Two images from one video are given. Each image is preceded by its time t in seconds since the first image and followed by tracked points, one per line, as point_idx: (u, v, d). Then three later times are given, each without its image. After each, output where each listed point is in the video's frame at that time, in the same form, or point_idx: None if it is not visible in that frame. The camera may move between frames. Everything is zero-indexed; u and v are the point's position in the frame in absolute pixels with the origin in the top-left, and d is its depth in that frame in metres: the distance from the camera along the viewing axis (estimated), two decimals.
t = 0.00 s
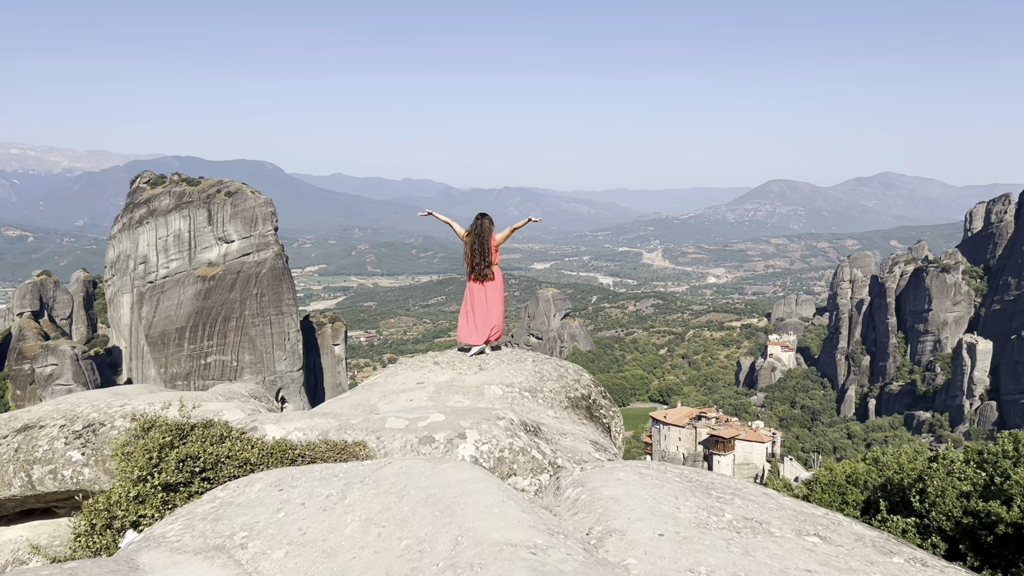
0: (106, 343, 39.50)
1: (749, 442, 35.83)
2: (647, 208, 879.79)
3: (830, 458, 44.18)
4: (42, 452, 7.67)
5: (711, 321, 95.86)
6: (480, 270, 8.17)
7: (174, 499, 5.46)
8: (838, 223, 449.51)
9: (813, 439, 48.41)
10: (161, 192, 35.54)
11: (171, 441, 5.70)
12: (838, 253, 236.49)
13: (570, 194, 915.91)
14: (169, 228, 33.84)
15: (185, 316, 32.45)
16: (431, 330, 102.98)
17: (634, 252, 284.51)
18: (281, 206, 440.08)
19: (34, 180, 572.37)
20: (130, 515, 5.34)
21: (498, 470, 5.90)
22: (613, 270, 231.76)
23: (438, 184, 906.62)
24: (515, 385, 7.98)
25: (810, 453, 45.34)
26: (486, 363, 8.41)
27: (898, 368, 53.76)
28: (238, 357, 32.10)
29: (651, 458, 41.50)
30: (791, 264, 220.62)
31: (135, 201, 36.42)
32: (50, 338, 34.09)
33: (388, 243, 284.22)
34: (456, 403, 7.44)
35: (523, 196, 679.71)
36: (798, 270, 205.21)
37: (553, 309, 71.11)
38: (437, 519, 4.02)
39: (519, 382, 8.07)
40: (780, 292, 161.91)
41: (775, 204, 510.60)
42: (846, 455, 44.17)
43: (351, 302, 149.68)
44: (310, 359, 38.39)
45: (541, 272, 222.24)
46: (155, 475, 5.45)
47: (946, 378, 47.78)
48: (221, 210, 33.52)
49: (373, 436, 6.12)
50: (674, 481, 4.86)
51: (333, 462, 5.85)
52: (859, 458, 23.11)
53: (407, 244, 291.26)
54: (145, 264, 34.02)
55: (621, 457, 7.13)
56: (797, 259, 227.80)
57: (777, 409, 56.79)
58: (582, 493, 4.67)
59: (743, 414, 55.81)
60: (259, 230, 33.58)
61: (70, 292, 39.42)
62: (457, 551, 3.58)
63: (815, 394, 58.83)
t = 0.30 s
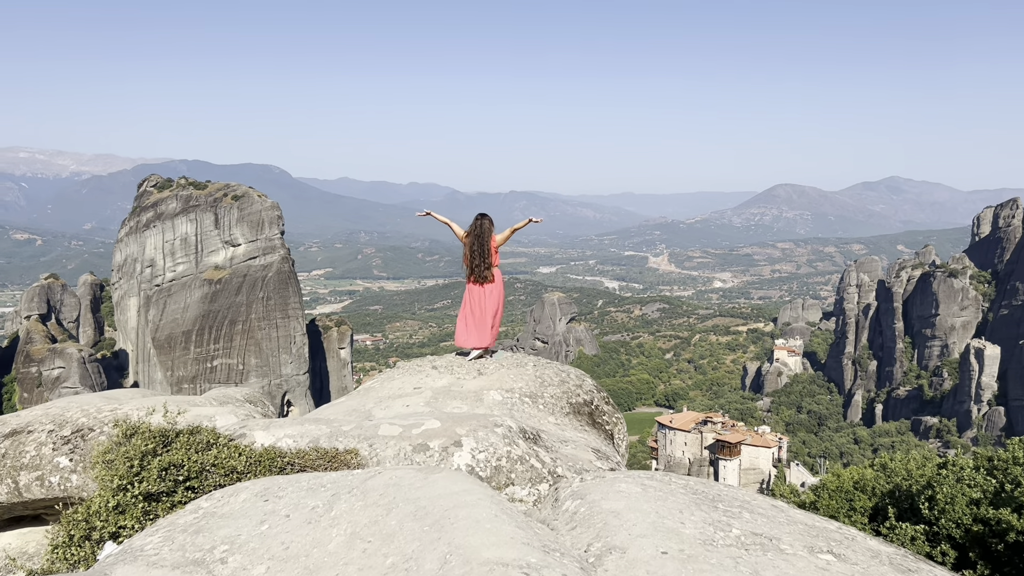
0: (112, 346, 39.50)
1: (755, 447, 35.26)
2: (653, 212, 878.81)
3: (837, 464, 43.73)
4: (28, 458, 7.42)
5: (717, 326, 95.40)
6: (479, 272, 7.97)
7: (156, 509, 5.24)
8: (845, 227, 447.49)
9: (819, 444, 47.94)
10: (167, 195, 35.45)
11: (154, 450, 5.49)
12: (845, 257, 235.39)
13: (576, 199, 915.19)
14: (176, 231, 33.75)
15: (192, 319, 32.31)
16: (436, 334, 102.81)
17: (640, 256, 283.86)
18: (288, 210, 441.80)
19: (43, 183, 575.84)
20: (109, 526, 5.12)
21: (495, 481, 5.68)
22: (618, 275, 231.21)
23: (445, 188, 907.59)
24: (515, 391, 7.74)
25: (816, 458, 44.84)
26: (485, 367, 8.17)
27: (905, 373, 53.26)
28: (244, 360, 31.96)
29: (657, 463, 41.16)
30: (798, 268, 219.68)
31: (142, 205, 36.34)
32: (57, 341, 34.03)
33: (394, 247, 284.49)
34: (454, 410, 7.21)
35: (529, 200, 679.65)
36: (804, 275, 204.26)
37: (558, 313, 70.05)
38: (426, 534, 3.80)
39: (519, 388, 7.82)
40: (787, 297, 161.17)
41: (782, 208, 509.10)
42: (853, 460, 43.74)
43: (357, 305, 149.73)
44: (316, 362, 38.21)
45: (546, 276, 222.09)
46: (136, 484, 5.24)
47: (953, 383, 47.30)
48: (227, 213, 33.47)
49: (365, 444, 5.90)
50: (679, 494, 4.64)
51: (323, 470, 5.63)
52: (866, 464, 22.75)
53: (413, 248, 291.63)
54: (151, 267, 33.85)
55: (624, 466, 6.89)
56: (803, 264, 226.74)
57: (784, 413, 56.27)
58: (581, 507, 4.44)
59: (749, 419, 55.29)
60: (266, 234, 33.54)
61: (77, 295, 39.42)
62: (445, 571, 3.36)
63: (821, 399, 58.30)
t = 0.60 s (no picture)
0: (122, 350, 39.55)
1: (765, 453, 34.85)
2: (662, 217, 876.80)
3: (848, 471, 43.10)
4: (17, 467, 7.20)
5: (727, 331, 94.69)
6: (481, 277, 7.76)
7: (137, 525, 4.99)
8: (856, 233, 444.34)
9: (829, 451, 47.31)
10: (177, 200, 35.45)
11: (137, 463, 5.28)
12: (856, 262, 233.55)
13: (585, 204, 914.77)
14: (186, 236, 33.76)
15: (202, 324, 32.26)
16: (444, 339, 102.60)
17: (649, 261, 283.01)
18: (297, 214, 443.93)
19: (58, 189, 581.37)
20: (88, 542, 4.90)
21: (493, 496, 5.42)
22: (627, 280, 230.38)
23: (454, 193, 909.60)
24: (518, 400, 7.47)
25: (827, 465, 44.18)
26: (487, 376, 7.91)
27: (916, 380, 52.60)
28: (253, 364, 31.89)
29: (666, 469, 40.65)
30: (808, 274, 218.32)
31: (153, 210, 36.36)
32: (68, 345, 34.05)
33: (403, 251, 284.88)
34: (454, 419, 6.96)
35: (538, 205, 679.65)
36: (815, 280, 202.84)
37: (567, 319, 69.68)
38: (416, 562, 3.53)
39: (523, 397, 7.55)
40: (798, 302, 160.13)
41: (792, 214, 506.66)
42: (864, 467, 43.11)
43: (366, 310, 149.86)
44: (325, 367, 38.07)
45: (556, 281, 221.73)
46: (118, 500, 5.03)
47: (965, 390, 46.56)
48: (237, 218, 33.44)
49: (359, 456, 5.65)
50: (687, 513, 4.40)
51: (315, 484, 5.40)
52: (878, 472, 22.23)
53: (423, 252, 291.80)
54: (161, 272, 33.85)
55: (631, 479, 6.62)
56: (814, 270, 225.12)
57: (793, 420, 55.60)
58: (582, 526, 4.20)
59: (759, 425, 54.67)
60: (275, 238, 33.49)
61: (88, 299, 39.49)
62: None
63: (832, 405, 57.60)
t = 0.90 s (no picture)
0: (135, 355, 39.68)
1: (777, 460, 34.39)
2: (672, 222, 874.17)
3: (862, 477, 42.37)
4: (8, 474, 7.00)
5: (739, 337, 93.87)
6: (486, 278, 7.53)
7: (121, 537, 4.77)
8: (870, 238, 440.40)
9: (841, 457, 46.59)
10: (190, 206, 35.54)
11: (123, 473, 5.07)
12: (869, 268, 231.42)
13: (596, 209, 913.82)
14: (199, 240, 33.80)
15: (214, 328, 32.23)
16: (455, 344, 102.46)
17: (660, 266, 281.89)
18: (309, 219, 446.61)
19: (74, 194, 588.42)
20: (70, 556, 4.68)
21: (497, 508, 5.14)
22: (638, 285, 229.46)
23: (465, 198, 911.73)
24: (525, 406, 7.18)
25: (839, 472, 43.46)
26: (493, 381, 7.61)
27: (930, 386, 51.72)
28: (264, 369, 31.67)
29: (677, 475, 40.08)
30: (821, 279, 216.74)
31: (166, 215, 36.47)
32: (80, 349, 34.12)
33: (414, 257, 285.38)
34: (457, 426, 6.71)
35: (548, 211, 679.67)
36: (828, 285, 201.23)
37: (578, 323, 68.83)
38: None
39: (529, 403, 7.26)
40: (810, 308, 158.68)
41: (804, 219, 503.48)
42: (878, 474, 42.41)
43: (377, 315, 150.17)
44: (336, 371, 37.90)
45: (566, 286, 221.34)
46: (101, 511, 4.82)
47: (980, 396, 45.68)
48: (249, 223, 33.44)
49: (357, 465, 5.39)
50: (703, 529, 4.11)
51: (310, 494, 5.16)
52: (893, 479, 21.69)
53: (433, 257, 292.17)
54: (174, 277, 33.90)
55: (642, 490, 6.31)
56: (826, 275, 223.35)
57: (806, 426, 54.86)
58: (590, 544, 3.92)
59: (770, 431, 54.01)
60: (287, 243, 33.47)
61: (101, 303, 39.63)
62: None
63: (844, 411, 56.79)
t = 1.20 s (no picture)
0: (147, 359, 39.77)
1: (789, 466, 33.69)
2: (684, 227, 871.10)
3: (875, 485, 41.64)
4: None
5: (751, 343, 92.97)
6: (493, 286, 7.30)
7: (104, 558, 4.57)
8: (883, 243, 436.54)
9: (855, 464, 45.82)
10: (202, 211, 35.49)
11: (107, 491, 4.87)
12: (882, 273, 229.29)
13: (606, 214, 912.85)
14: (211, 246, 33.74)
15: (225, 333, 32.19)
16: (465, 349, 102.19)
17: (671, 271, 280.60)
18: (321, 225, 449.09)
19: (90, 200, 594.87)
20: None
21: (499, 529, 4.87)
22: (650, 290, 228.52)
23: (476, 203, 913.78)
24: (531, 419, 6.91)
25: (852, 479, 42.63)
26: (499, 392, 7.33)
27: (944, 393, 50.79)
28: (276, 373, 31.66)
29: (689, 482, 39.48)
30: (833, 284, 215.01)
31: (178, 220, 36.47)
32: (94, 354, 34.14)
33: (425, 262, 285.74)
34: (461, 440, 6.43)
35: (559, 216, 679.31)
36: (840, 291, 199.51)
37: (589, 329, 68.67)
38: None
39: (536, 415, 6.99)
40: (823, 313, 157.22)
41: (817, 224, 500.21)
42: (892, 481, 41.66)
43: (388, 320, 150.30)
44: (347, 377, 37.74)
45: (577, 291, 220.81)
46: (83, 531, 4.62)
47: (994, 403, 44.74)
48: (261, 228, 33.39)
49: (353, 482, 5.13)
50: (719, 557, 3.82)
51: (304, 513, 4.89)
52: (908, 488, 21.17)
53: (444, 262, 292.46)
54: (186, 282, 33.86)
55: (654, 507, 6.01)
56: (839, 280, 221.54)
57: (819, 432, 54.04)
58: None
59: (783, 437, 53.23)
60: (298, 248, 33.39)
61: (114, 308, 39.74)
62: None
63: (857, 418, 55.94)
